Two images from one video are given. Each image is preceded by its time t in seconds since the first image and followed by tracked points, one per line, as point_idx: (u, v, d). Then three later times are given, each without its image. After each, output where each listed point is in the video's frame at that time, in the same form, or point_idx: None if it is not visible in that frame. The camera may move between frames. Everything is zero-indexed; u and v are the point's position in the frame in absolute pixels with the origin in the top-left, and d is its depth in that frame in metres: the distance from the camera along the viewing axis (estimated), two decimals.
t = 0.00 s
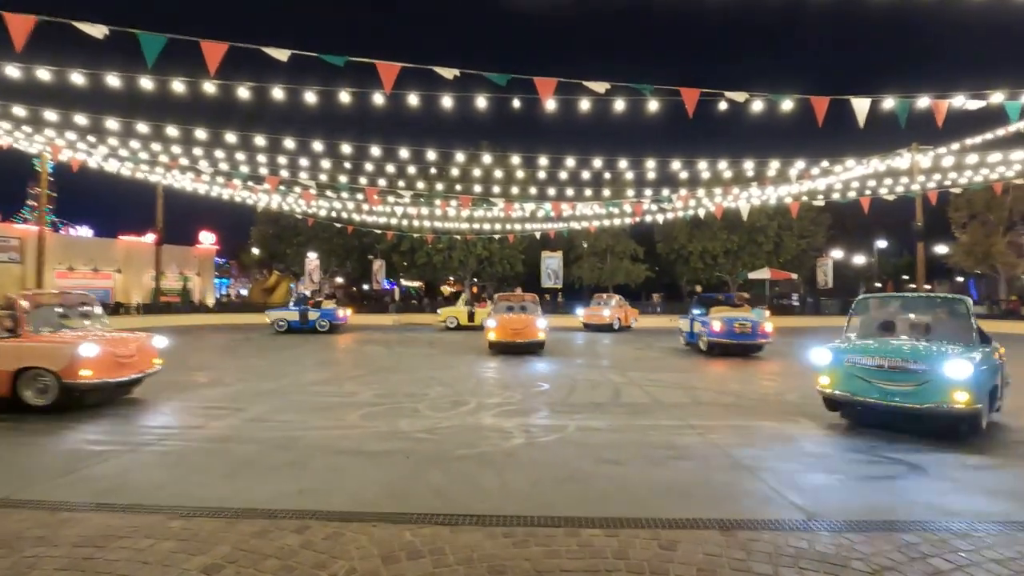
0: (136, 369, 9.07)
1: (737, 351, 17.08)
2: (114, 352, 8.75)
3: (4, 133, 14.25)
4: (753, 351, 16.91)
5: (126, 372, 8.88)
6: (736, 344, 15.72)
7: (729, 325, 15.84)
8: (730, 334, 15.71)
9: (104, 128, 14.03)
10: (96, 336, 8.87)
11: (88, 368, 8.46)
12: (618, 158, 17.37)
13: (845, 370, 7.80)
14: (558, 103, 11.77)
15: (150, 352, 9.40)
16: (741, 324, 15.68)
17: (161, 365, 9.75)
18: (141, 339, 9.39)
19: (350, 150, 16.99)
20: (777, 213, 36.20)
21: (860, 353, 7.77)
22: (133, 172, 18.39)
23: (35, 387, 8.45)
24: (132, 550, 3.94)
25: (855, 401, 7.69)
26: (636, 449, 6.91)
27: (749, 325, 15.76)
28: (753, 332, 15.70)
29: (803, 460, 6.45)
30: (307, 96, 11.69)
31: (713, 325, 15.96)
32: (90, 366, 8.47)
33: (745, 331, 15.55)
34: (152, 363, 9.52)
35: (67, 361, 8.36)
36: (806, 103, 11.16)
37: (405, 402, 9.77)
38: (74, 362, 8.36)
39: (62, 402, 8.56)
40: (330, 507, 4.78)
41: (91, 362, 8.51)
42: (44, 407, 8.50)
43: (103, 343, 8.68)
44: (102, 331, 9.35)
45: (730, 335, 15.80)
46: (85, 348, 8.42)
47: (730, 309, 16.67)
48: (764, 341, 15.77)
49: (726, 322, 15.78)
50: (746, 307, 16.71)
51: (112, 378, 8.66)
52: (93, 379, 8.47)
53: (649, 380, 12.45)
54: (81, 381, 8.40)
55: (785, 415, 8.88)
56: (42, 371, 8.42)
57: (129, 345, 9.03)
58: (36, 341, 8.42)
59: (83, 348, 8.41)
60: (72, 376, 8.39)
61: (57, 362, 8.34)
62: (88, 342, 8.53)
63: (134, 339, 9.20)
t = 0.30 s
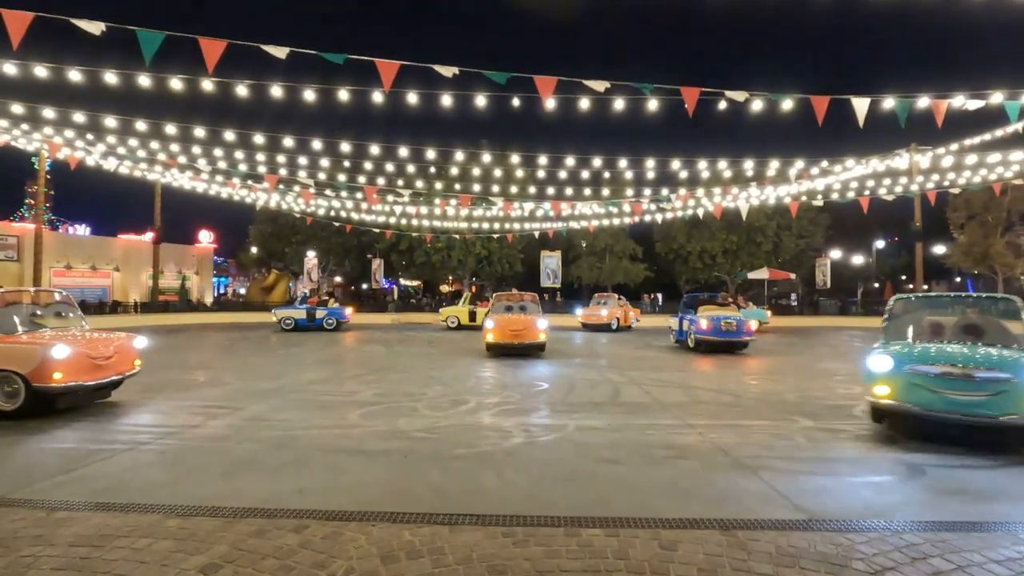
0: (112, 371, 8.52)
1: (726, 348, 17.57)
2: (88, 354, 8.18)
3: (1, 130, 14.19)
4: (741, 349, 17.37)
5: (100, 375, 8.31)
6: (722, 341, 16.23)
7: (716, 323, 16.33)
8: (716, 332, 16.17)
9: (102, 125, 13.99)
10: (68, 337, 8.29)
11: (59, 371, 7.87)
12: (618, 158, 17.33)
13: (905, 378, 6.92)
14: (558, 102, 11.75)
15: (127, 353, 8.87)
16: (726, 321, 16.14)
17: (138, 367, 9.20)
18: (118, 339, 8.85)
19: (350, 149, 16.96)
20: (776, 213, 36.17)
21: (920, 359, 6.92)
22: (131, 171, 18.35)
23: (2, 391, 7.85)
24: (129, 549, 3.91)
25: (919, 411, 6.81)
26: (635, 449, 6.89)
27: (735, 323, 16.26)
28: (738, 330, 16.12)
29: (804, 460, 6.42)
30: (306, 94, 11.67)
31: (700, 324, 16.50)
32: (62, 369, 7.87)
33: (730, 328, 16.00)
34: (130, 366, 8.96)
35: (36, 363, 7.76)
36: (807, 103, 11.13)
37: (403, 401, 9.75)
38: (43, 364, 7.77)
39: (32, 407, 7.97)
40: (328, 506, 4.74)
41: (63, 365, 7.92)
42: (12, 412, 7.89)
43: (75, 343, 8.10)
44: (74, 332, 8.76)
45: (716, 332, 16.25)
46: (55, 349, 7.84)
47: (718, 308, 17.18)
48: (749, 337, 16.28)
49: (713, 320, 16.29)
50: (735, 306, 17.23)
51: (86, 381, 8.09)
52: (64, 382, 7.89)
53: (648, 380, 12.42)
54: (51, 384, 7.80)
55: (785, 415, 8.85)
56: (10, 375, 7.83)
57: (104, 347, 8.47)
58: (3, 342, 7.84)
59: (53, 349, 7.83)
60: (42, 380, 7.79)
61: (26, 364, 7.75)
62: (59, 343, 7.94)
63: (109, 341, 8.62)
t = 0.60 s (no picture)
0: (111, 373, 8.22)
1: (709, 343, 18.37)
2: (86, 355, 7.89)
3: (3, 129, 14.19)
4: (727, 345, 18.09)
5: (98, 377, 8.03)
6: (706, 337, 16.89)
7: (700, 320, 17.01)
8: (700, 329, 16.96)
9: (103, 124, 13.97)
10: (68, 337, 8.00)
11: (55, 372, 7.58)
12: (620, 155, 17.27)
13: (996, 387, 6.42)
14: (560, 99, 11.71)
15: (128, 354, 8.59)
16: (710, 319, 16.92)
17: (139, 369, 8.91)
18: (118, 340, 8.58)
19: (352, 147, 16.94)
20: (778, 211, 36.09)
21: (1008, 364, 6.45)
22: (132, 169, 18.34)
23: None
24: (131, 547, 3.90)
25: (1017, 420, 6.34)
26: (638, 447, 6.86)
27: (718, 320, 16.92)
28: (722, 327, 16.91)
29: (808, 459, 6.38)
30: (308, 92, 11.64)
31: (685, 320, 17.18)
32: (58, 370, 7.58)
33: (714, 325, 16.79)
34: (130, 366, 8.67)
35: (32, 364, 7.48)
36: (810, 100, 11.08)
37: (404, 399, 9.73)
38: (39, 365, 7.48)
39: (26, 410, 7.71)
40: (331, 505, 4.72)
41: (60, 366, 7.63)
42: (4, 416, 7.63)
43: (73, 344, 7.81)
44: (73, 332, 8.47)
45: (701, 329, 17.01)
46: (51, 350, 7.54)
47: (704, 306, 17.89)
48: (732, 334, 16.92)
49: (696, 317, 16.99)
50: (718, 303, 18.08)
51: (84, 383, 7.80)
52: (61, 385, 7.61)
53: (651, 378, 12.39)
54: (47, 387, 7.52)
55: (787, 413, 8.82)
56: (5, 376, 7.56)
57: (103, 347, 8.18)
58: None
59: (49, 350, 7.54)
60: (38, 382, 7.51)
61: (22, 366, 7.48)
62: (56, 343, 7.65)
63: (107, 342, 8.31)
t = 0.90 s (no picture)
0: (136, 376, 8.01)
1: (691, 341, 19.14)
2: (111, 358, 7.70)
3: (8, 130, 14.24)
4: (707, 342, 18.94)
5: (124, 380, 7.83)
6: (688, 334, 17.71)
7: (683, 318, 17.84)
8: (683, 326, 17.81)
9: (108, 124, 14.00)
10: (93, 340, 7.83)
11: (80, 376, 7.40)
12: (624, 154, 17.25)
13: None
14: (563, 98, 11.69)
15: (153, 357, 8.37)
16: (693, 316, 17.77)
17: (165, 372, 8.68)
18: (144, 341, 8.38)
19: (355, 146, 16.95)
20: (782, 210, 36.01)
21: None
22: (136, 169, 18.37)
23: (19, 399, 7.48)
24: (137, 547, 3.90)
25: None
26: (642, 446, 6.85)
27: (701, 317, 17.75)
28: (705, 324, 17.75)
29: (815, 458, 6.36)
30: (311, 91, 11.64)
31: (669, 317, 18.04)
32: (83, 373, 7.40)
33: (697, 322, 17.64)
34: (155, 370, 8.42)
35: (56, 367, 7.30)
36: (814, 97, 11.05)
37: (408, 399, 9.73)
38: (63, 369, 7.32)
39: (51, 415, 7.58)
40: (335, 504, 4.72)
41: (86, 369, 7.44)
42: (29, 422, 7.51)
43: (98, 347, 7.63)
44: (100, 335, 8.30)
45: (684, 326, 17.84)
46: (76, 353, 7.37)
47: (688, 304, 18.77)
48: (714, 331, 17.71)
49: (680, 315, 17.85)
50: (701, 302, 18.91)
51: (109, 387, 7.60)
52: (86, 389, 7.42)
53: (654, 377, 12.37)
54: (71, 391, 7.34)
55: (791, 412, 8.81)
56: (29, 381, 7.41)
57: (128, 350, 7.98)
58: (22, 345, 7.42)
59: (73, 353, 7.37)
60: (62, 387, 7.33)
61: (46, 369, 7.31)
62: (82, 346, 7.48)
63: (133, 344, 8.11)
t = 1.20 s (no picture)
0: (177, 377, 7.97)
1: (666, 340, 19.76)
2: (154, 359, 7.67)
3: (12, 131, 14.29)
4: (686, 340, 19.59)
5: (167, 381, 7.79)
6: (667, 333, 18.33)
7: (662, 318, 18.49)
8: (662, 326, 18.45)
9: (112, 125, 14.03)
10: (136, 341, 7.78)
11: (126, 378, 7.35)
12: (626, 154, 17.24)
13: None
14: (566, 98, 11.68)
15: (192, 357, 8.32)
16: (671, 316, 18.43)
17: (202, 373, 8.63)
18: (181, 342, 8.32)
19: (358, 147, 16.96)
20: (785, 210, 35.93)
21: None
22: (140, 171, 18.43)
23: (64, 403, 7.42)
24: (142, 546, 3.91)
25: None
26: (645, 446, 6.84)
27: (679, 317, 18.37)
28: (683, 323, 18.37)
29: (819, 458, 6.34)
30: (314, 92, 11.66)
31: (648, 318, 18.65)
32: (129, 376, 7.35)
33: (675, 322, 18.26)
34: (193, 371, 8.37)
35: (103, 370, 7.25)
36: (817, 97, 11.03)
37: (411, 399, 9.74)
38: (109, 371, 7.27)
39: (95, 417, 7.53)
40: (339, 504, 4.72)
41: (131, 371, 7.40)
42: (74, 424, 7.46)
43: (141, 348, 7.58)
44: (139, 336, 8.25)
45: (663, 325, 18.46)
46: (121, 355, 7.32)
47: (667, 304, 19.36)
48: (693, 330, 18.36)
49: (658, 315, 18.47)
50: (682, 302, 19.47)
51: (154, 389, 7.57)
52: (131, 391, 7.38)
53: (657, 377, 12.36)
54: (117, 393, 7.29)
55: (795, 412, 8.81)
56: (75, 383, 7.34)
57: (169, 350, 7.94)
58: (66, 348, 7.33)
59: (119, 355, 7.31)
60: (108, 389, 7.28)
61: (92, 371, 7.25)
62: (126, 348, 7.43)
63: (174, 345, 8.07)
